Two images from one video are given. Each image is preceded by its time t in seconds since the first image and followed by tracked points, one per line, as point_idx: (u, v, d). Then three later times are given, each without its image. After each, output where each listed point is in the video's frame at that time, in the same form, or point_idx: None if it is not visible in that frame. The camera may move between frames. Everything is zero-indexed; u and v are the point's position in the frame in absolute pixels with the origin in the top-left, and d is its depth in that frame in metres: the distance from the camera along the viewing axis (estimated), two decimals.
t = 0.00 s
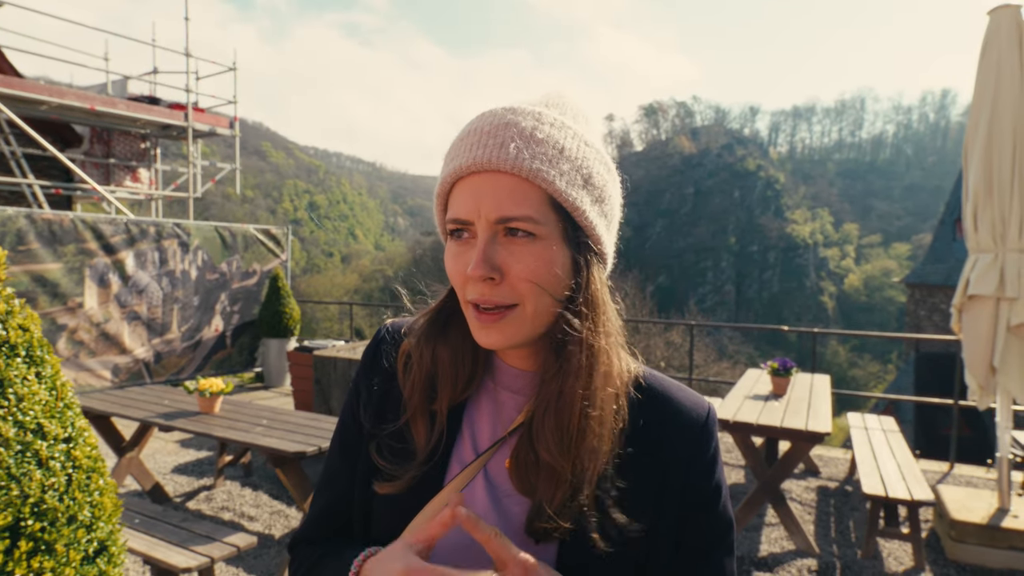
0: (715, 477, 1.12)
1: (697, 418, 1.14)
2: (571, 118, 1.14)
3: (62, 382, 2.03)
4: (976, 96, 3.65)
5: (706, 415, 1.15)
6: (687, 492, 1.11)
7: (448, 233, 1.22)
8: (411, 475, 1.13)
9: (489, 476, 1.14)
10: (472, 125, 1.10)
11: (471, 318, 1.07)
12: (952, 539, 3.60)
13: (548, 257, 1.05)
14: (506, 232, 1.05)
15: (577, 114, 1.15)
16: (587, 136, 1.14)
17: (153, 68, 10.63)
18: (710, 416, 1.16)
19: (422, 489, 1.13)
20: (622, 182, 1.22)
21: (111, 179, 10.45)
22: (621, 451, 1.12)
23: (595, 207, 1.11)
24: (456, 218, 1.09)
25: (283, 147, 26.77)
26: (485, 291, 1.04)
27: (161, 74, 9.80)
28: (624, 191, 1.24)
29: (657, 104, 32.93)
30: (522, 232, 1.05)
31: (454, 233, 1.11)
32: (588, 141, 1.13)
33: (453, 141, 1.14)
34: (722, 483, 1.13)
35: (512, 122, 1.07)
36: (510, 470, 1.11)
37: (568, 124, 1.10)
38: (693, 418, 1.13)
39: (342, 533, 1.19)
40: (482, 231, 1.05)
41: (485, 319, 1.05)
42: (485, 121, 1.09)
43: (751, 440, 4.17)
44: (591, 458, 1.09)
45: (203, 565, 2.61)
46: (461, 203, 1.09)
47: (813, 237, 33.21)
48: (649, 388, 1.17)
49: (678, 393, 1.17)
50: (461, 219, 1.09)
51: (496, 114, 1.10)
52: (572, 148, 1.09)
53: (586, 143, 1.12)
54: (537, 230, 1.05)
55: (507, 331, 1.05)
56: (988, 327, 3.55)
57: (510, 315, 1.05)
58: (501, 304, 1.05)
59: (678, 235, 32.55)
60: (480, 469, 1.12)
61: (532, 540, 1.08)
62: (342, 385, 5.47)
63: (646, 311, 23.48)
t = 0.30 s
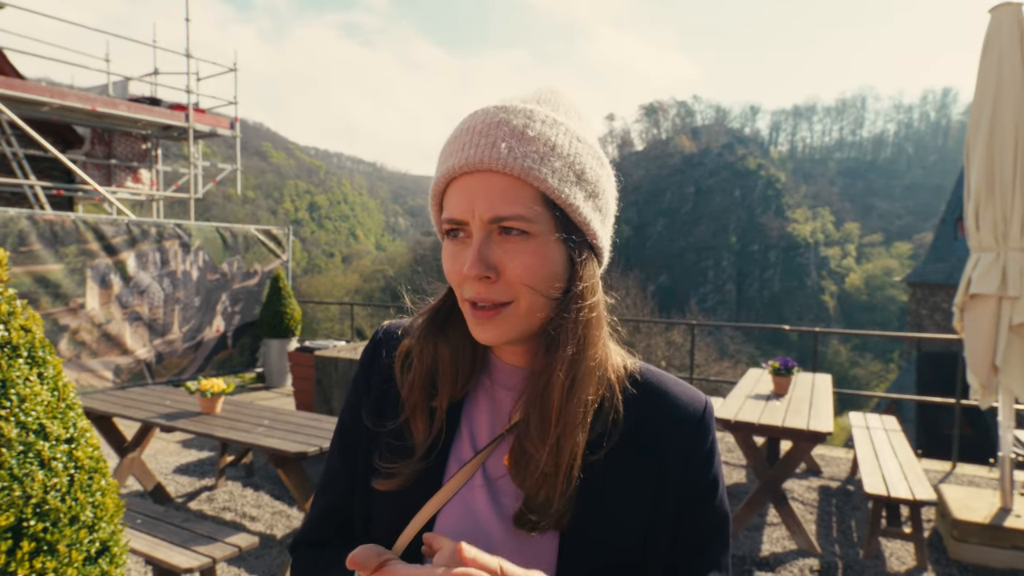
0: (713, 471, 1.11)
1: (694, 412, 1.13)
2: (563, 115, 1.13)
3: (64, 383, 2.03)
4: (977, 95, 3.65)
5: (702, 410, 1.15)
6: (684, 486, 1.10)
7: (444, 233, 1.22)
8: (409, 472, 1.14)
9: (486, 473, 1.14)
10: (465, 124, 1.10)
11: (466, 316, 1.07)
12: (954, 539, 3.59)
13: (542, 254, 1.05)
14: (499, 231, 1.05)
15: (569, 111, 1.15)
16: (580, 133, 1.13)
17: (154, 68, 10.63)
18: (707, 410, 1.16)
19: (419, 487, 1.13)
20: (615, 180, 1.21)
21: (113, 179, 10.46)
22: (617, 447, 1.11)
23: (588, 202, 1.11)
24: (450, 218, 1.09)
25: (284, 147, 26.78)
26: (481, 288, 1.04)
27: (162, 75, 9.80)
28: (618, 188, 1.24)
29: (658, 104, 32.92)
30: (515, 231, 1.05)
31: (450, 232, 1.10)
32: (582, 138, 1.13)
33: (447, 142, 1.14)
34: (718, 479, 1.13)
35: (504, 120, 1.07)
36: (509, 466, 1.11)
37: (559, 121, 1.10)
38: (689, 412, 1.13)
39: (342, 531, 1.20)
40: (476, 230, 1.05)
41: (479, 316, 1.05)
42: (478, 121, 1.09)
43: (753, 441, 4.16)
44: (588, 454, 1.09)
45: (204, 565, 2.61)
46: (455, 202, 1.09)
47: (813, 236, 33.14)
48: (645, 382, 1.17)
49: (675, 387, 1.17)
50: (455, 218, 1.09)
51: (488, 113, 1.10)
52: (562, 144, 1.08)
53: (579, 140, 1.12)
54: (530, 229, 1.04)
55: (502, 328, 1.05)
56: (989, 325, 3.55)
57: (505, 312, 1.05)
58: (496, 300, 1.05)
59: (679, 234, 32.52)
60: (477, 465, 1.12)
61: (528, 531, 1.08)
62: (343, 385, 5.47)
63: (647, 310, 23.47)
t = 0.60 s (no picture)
0: (714, 473, 1.11)
1: (695, 414, 1.13)
2: (560, 117, 1.13)
3: (64, 385, 2.03)
4: (978, 95, 3.64)
5: (703, 412, 1.15)
6: (685, 489, 1.10)
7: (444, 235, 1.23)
8: (412, 473, 1.13)
9: (488, 475, 1.14)
10: (460, 127, 1.10)
11: (465, 316, 1.08)
12: (956, 541, 3.59)
13: (539, 254, 1.05)
14: (497, 231, 1.05)
15: (567, 112, 1.15)
16: (577, 133, 1.13)
17: (155, 69, 10.63)
18: (708, 412, 1.15)
19: (420, 488, 1.13)
20: (614, 180, 1.21)
21: (114, 180, 10.43)
22: (616, 448, 1.11)
23: (585, 202, 1.10)
24: (449, 220, 1.10)
25: (285, 148, 26.77)
26: (479, 289, 1.04)
27: (163, 76, 9.80)
28: (617, 190, 1.23)
29: (659, 105, 32.94)
30: (512, 231, 1.05)
31: (449, 233, 1.11)
32: (580, 139, 1.12)
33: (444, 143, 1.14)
34: (720, 481, 1.12)
35: (499, 123, 1.07)
36: (511, 468, 1.11)
37: (555, 123, 1.10)
38: (690, 415, 1.13)
39: (344, 532, 1.20)
40: (474, 232, 1.05)
41: (478, 317, 1.06)
42: (474, 123, 1.09)
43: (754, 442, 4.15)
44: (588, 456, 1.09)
45: (205, 567, 2.61)
46: (454, 204, 1.10)
47: (814, 237, 33.04)
48: (645, 383, 1.17)
49: (676, 389, 1.17)
50: (454, 220, 1.09)
51: (484, 116, 1.10)
52: (558, 146, 1.08)
53: (576, 141, 1.11)
54: (526, 229, 1.05)
55: (501, 328, 1.05)
56: (991, 327, 3.54)
57: (503, 312, 1.05)
58: (495, 301, 1.05)
59: (680, 235, 32.51)
60: (479, 469, 1.12)
61: (528, 532, 1.08)
62: (344, 386, 5.46)
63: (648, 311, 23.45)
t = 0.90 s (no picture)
0: (715, 475, 1.11)
1: (696, 416, 1.12)
2: (559, 119, 1.13)
3: (65, 386, 2.03)
4: (979, 95, 3.64)
5: (705, 413, 1.14)
6: (686, 493, 1.09)
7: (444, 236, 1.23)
8: (414, 477, 1.13)
9: (489, 479, 1.13)
10: (461, 130, 1.10)
11: (466, 320, 1.08)
12: (957, 543, 3.59)
13: (539, 258, 1.05)
14: (496, 234, 1.05)
15: (566, 115, 1.15)
16: (577, 137, 1.13)
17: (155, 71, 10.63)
18: (710, 413, 1.15)
19: (419, 491, 1.13)
20: (615, 184, 1.21)
21: (114, 182, 10.40)
22: (615, 453, 1.10)
23: (585, 206, 1.10)
24: (449, 223, 1.10)
25: (286, 149, 26.78)
26: (480, 291, 1.04)
27: (163, 77, 9.80)
28: (617, 192, 1.23)
29: (659, 106, 33.00)
30: (511, 235, 1.05)
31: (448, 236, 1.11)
32: (580, 142, 1.12)
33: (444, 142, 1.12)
34: (721, 483, 1.12)
35: (499, 125, 1.07)
36: (512, 472, 1.11)
37: (555, 126, 1.10)
38: (691, 417, 1.12)
39: (346, 537, 1.20)
40: (473, 235, 1.05)
41: (477, 321, 1.06)
42: (473, 125, 1.09)
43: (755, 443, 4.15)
44: (587, 460, 1.08)
45: (205, 568, 2.60)
46: (454, 207, 1.09)
47: (815, 238, 33.00)
48: (645, 384, 1.17)
49: (677, 389, 1.16)
50: (453, 223, 1.09)
51: (484, 118, 1.10)
52: (559, 150, 1.08)
53: (576, 144, 1.11)
54: (525, 233, 1.04)
55: (500, 332, 1.05)
56: (991, 328, 3.54)
57: (504, 315, 1.05)
58: (495, 305, 1.05)
59: (680, 237, 32.60)
60: (481, 471, 1.12)
61: (528, 535, 1.08)
62: (344, 387, 5.46)
63: (649, 312, 23.51)
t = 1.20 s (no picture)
0: (715, 475, 1.09)
1: (694, 415, 1.11)
2: (570, 120, 1.13)
3: (66, 387, 2.03)
4: (981, 96, 3.63)
5: (704, 413, 1.13)
6: (682, 495, 1.08)
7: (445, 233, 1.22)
8: (411, 475, 1.14)
9: (485, 482, 1.13)
10: (474, 124, 1.09)
11: (475, 314, 1.07)
12: (959, 545, 3.59)
13: (552, 252, 1.05)
14: (512, 228, 1.05)
15: (575, 117, 1.15)
16: (587, 138, 1.14)
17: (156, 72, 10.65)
18: (708, 413, 1.14)
19: (415, 493, 1.14)
20: (616, 185, 1.21)
21: (116, 182, 10.43)
22: (612, 455, 1.10)
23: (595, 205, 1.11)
24: (461, 216, 1.09)
25: (287, 150, 26.78)
26: (491, 285, 1.04)
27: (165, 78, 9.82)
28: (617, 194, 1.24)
29: (660, 107, 33.06)
30: (527, 229, 1.05)
31: (456, 228, 1.10)
32: (588, 143, 1.13)
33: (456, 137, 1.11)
34: (721, 484, 1.10)
35: (516, 121, 1.07)
36: (508, 475, 1.11)
37: (568, 126, 1.11)
38: (690, 417, 1.11)
39: (343, 538, 1.20)
40: (488, 228, 1.05)
41: (484, 316, 1.06)
42: (489, 120, 1.08)
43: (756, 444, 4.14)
44: (588, 458, 1.08)
45: (206, 569, 2.60)
46: (466, 201, 1.09)
47: (816, 239, 32.93)
48: (642, 385, 1.16)
49: (673, 390, 1.15)
50: (466, 216, 1.08)
51: (499, 114, 1.10)
52: (573, 148, 1.09)
53: (586, 145, 1.12)
54: (541, 227, 1.05)
55: (512, 327, 1.05)
56: (993, 330, 3.53)
57: (513, 310, 1.05)
58: (506, 299, 1.05)
59: (680, 238, 32.65)
60: (475, 476, 1.12)
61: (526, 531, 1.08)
62: (345, 388, 5.46)
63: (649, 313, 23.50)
